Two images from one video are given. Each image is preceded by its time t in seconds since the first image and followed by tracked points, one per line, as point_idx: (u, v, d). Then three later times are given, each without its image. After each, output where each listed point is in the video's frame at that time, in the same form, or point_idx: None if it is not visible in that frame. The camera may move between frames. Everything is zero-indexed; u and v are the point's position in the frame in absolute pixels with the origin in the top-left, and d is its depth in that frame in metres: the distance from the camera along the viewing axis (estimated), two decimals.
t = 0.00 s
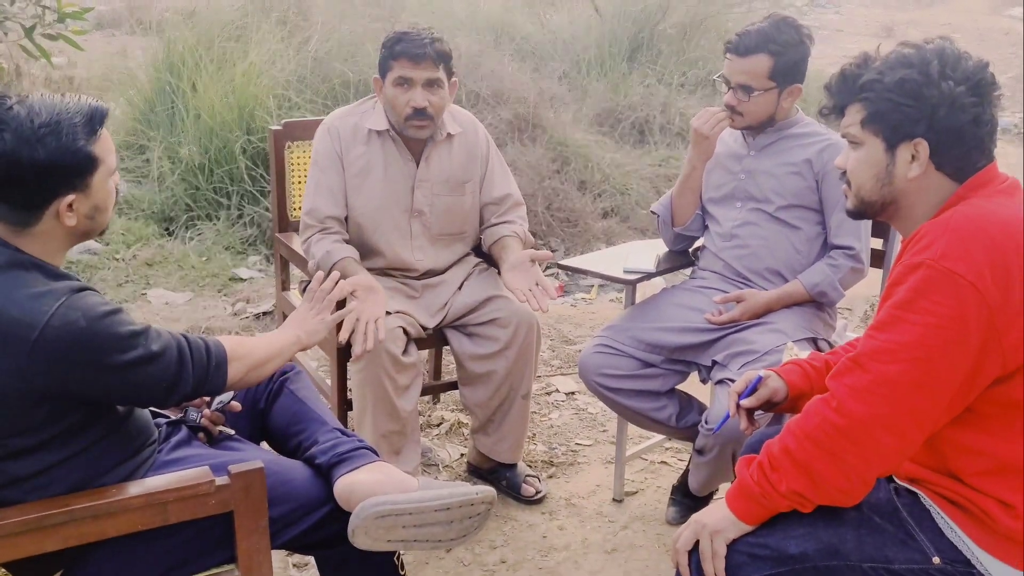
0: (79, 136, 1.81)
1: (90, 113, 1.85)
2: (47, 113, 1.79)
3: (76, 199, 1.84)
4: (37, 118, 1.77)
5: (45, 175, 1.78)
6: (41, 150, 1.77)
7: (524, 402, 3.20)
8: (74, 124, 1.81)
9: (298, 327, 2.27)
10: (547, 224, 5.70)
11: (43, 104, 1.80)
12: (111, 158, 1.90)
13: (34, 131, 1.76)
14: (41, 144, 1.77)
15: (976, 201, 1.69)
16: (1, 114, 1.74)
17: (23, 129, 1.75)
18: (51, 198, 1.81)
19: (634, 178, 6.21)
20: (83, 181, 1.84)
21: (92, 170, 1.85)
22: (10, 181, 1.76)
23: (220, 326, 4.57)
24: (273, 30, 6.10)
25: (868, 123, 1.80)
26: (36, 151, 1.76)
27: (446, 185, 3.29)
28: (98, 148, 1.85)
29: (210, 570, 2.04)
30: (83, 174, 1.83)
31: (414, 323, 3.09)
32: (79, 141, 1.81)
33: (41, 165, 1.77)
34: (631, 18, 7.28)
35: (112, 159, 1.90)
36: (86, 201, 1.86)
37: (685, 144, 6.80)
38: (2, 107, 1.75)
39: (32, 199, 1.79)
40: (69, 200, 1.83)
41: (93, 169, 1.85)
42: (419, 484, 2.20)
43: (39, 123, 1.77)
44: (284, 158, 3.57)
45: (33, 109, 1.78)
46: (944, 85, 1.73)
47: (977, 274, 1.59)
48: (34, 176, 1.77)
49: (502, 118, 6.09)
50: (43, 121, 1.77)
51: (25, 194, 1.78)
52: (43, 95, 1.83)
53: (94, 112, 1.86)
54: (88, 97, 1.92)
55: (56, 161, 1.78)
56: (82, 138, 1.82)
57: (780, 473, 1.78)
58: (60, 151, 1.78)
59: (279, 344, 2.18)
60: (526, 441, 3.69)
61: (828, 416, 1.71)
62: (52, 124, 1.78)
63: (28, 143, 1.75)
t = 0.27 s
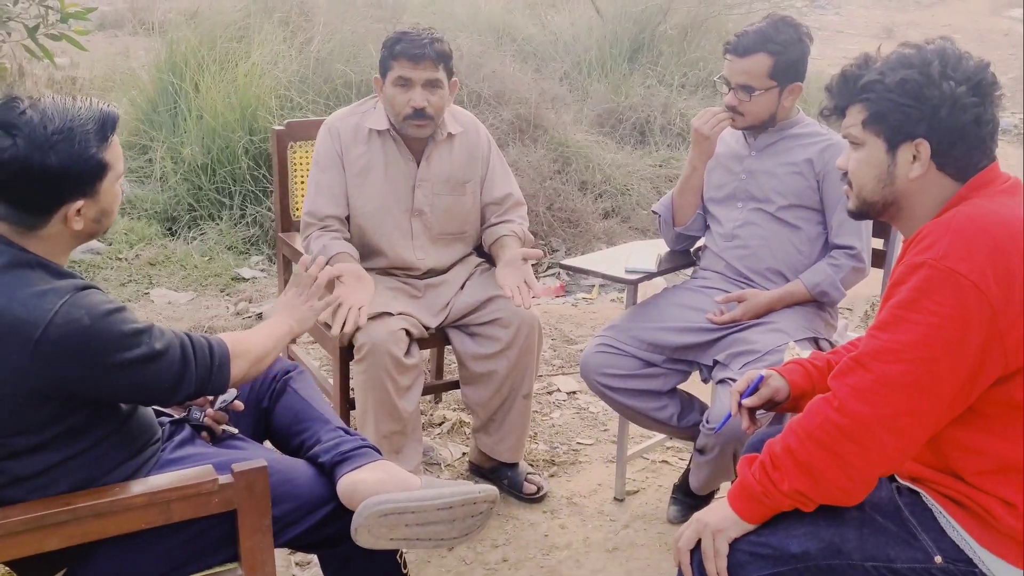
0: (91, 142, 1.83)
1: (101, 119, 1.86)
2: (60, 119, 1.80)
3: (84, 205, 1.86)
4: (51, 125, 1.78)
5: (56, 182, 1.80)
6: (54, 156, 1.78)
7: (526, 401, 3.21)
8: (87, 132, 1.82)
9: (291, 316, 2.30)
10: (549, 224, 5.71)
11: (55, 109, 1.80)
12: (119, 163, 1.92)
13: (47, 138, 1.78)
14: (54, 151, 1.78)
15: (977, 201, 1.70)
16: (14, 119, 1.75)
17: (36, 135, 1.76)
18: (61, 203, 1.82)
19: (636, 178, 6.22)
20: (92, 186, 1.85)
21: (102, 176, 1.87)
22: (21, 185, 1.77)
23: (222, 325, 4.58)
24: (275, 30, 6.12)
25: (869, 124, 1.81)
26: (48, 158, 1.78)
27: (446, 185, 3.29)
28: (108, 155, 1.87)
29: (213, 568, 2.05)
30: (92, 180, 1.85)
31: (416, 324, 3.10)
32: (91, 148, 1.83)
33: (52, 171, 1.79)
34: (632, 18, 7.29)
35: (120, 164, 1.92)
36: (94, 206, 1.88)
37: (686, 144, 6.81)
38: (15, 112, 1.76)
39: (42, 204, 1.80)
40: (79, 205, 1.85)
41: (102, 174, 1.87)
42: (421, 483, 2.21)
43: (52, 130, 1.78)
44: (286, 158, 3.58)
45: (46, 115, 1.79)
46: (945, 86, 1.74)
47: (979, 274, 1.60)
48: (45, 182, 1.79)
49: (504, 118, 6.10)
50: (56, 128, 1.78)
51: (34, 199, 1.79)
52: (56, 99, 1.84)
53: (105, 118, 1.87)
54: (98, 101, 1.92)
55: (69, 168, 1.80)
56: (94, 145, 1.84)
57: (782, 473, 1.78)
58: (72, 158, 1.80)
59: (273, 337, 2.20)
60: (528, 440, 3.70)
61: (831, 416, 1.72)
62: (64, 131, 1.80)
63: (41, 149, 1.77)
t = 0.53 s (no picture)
0: (89, 140, 1.82)
1: (102, 117, 1.85)
2: (59, 116, 1.80)
3: (83, 203, 1.85)
4: (49, 122, 1.78)
5: (53, 179, 1.80)
6: (51, 154, 1.78)
7: (527, 399, 3.21)
8: (86, 129, 1.82)
9: (290, 316, 2.31)
10: (550, 223, 5.71)
11: (55, 106, 1.81)
12: (121, 163, 1.91)
13: (45, 135, 1.78)
14: (51, 148, 1.78)
15: (981, 200, 1.70)
16: (13, 116, 1.77)
17: (34, 132, 1.77)
18: (59, 200, 1.82)
19: (637, 177, 6.22)
20: (92, 185, 1.85)
21: (101, 175, 1.86)
22: (19, 182, 1.78)
23: (223, 323, 4.58)
24: (276, 28, 6.11)
25: (872, 123, 1.81)
26: (45, 155, 1.78)
27: (446, 183, 3.29)
28: (108, 154, 1.86)
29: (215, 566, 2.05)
30: (90, 178, 1.84)
31: (418, 322, 3.10)
32: (89, 147, 1.82)
33: (50, 168, 1.79)
34: (633, 17, 7.28)
35: (121, 163, 1.91)
36: (93, 205, 1.87)
37: (687, 143, 6.81)
38: (15, 109, 1.77)
39: (40, 202, 1.80)
40: (76, 203, 1.84)
41: (102, 174, 1.86)
42: (423, 480, 2.21)
43: (50, 127, 1.78)
44: (288, 157, 3.58)
45: (45, 111, 1.79)
46: (948, 84, 1.74)
47: (983, 274, 1.59)
48: (42, 179, 1.79)
49: (505, 117, 6.11)
50: (54, 124, 1.78)
51: (32, 196, 1.79)
52: (58, 97, 1.85)
53: (106, 116, 1.87)
54: (101, 100, 1.93)
55: (65, 166, 1.80)
56: (93, 144, 1.83)
57: (785, 472, 1.78)
58: (69, 156, 1.80)
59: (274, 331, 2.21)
60: (529, 439, 3.70)
61: (833, 415, 1.72)
62: (63, 128, 1.79)
63: (37, 146, 1.77)
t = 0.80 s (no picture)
0: (93, 138, 1.83)
1: (106, 115, 1.86)
2: (63, 113, 1.80)
3: (86, 201, 1.85)
4: (53, 119, 1.78)
5: (56, 176, 1.80)
6: (54, 151, 1.79)
7: (529, 399, 3.21)
8: (89, 127, 1.82)
9: (313, 334, 2.28)
10: (552, 222, 5.71)
11: (60, 104, 1.81)
12: (125, 161, 1.91)
13: (49, 132, 1.78)
14: (55, 145, 1.78)
15: (984, 200, 1.70)
16: (18, 113, 1.77)
17: (38, 129, 1.77)
18: (62, 198, 1.82)
19: (639, 176, 6.22)
20: (95, 183, 1.85)
21: (104, 172, 1.86)
22: (22, 179, 1.78)
23: (226, 322, 4.59)
24: (279, 27, 6.11)
25: (875, 123, 1.81)
26: (49, 152, 1.78)
27: (446, 178, 3.30)
28: (112, 152, 1.86)
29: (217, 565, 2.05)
30: (94, 176, 1.84)
31: (420, 322, 3.10)
32: (93, 144, 1.82)
33: (54, 166, 1.79)
34: (636, 16, 7.28)
35: (125, 161, 1.91)
36: (96, 202, 1.87)
37: (690, 142, 6.81)
38: (20, 105, 1.78)
39: (43, 199, 1.81)
40: (80, 201, 1.84)
41: (106, 171, 1.86)
42: (426, 480, 2.21)
43: (54, 124, 1.78)
44: (291, 155, 3.58)
45: (50, 109, 1.79)
46: (952, 85, 1.74)
47: (986, 274, 1.59)
48: (46, 176, 1.79)
49: (507, 116, 6.11)
50: (58, 121, 1.79)
51: (36, 192, 1.79)
52: (62, 94, 1.85)
53: (110, 114, 1.87)
54: (106, 98, 1.93)
55: (69, 163, 1.80)
56: (97, 142, 1.83)
57: (787, 472, 1.78)
58: (73, 154, 1.80)
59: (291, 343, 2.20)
60: (531, 438, 3.70)
61: (836, 415, 1.72)
62: (67, 125, 1.80)
63: (41, 143, 1.77)
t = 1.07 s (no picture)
0: (99, 137, 1.83)
1: (112, 115, 1.86)
2: (69, 113, 1.81)
3: (91, 200, 1.86)
4: (58, 118, 1.79)
5: (61, 175, 1.80)
6: (60, 150, 1.79)
7: (531, 398, 3.21)
8: (95, 127, 1.83)
9: (334, 346, 2.26)
10: (555, 223, 5.71)
11: (66, 103, 1.82)
12: (130, 161, 1.92)
13: (54, 131, 1.78)
14: (60, 144, 1.79)
15: (988, 202, 1.69)
16: (24, 112, 1.78)
17: (43, 128, 1.78)
18: (67, 197, 1.83)
19: (642, 177, 6.22)
20: (100, 182, 1.85)
21: (109, 172, 1.86)
22: (27, 177, 1.78)
23: (229, 321, 4.59)
24: (282, 27, 6.12)
25: (879, 124, 1.81)
26: (55, 151, 1.78)
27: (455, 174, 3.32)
28: (117, 152, 1.87)
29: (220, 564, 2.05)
30: (99, 175, 1.85)
31: (423, 322, 3.11)
32: (99, 144, 1.83)
33: (58, 164, 1.79)
34: (640, 17, 7.28)
35: (130, 161, 1.92)
36: (101, 202, 1.88)
37: (693, 143, 6.81)
38: (26, 104, 1.79)
39: (47, 197, 1.81)
40: (85, 200, 1.85)
41: (111, 171, 1.87)
42: (429, 479, 2.22)
43: (60, 123, 1.79)
44: (294, 155, 3.59)
45: (56, 108, 1.80)
46: (957, 86, 1.74)
47: (989, 275, 1.59)
48: (51, 175, 1.79)
49: (511, 116, 6.11)
50: (64, 120, 1.79)
51: (40, 190, 1.80)
52: (68, 94, 1.86)
53: (116, 114, 1.87)
54: (112, 99, 1.93)
55: (75, 162, 1.80)
56: (102, 141, 1.84)
57: (790, 473, 1.78)
58: (79, 153, 1.80)
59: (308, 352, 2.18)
60: (533, 439, 3.70)
61: (839, 416, 1.72)
62: (73, 125, 1.80)
63: (47, 142, 1.78)
